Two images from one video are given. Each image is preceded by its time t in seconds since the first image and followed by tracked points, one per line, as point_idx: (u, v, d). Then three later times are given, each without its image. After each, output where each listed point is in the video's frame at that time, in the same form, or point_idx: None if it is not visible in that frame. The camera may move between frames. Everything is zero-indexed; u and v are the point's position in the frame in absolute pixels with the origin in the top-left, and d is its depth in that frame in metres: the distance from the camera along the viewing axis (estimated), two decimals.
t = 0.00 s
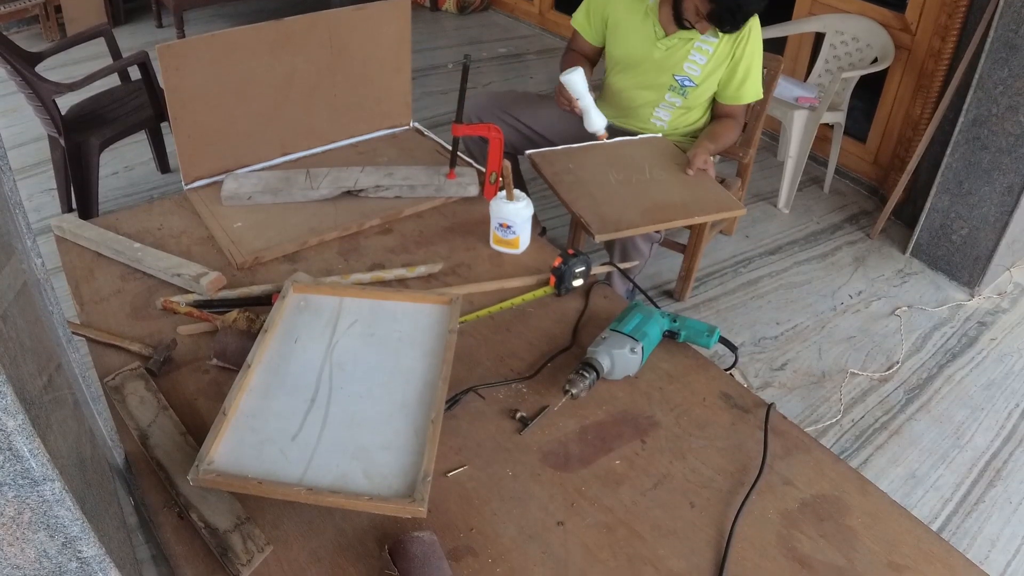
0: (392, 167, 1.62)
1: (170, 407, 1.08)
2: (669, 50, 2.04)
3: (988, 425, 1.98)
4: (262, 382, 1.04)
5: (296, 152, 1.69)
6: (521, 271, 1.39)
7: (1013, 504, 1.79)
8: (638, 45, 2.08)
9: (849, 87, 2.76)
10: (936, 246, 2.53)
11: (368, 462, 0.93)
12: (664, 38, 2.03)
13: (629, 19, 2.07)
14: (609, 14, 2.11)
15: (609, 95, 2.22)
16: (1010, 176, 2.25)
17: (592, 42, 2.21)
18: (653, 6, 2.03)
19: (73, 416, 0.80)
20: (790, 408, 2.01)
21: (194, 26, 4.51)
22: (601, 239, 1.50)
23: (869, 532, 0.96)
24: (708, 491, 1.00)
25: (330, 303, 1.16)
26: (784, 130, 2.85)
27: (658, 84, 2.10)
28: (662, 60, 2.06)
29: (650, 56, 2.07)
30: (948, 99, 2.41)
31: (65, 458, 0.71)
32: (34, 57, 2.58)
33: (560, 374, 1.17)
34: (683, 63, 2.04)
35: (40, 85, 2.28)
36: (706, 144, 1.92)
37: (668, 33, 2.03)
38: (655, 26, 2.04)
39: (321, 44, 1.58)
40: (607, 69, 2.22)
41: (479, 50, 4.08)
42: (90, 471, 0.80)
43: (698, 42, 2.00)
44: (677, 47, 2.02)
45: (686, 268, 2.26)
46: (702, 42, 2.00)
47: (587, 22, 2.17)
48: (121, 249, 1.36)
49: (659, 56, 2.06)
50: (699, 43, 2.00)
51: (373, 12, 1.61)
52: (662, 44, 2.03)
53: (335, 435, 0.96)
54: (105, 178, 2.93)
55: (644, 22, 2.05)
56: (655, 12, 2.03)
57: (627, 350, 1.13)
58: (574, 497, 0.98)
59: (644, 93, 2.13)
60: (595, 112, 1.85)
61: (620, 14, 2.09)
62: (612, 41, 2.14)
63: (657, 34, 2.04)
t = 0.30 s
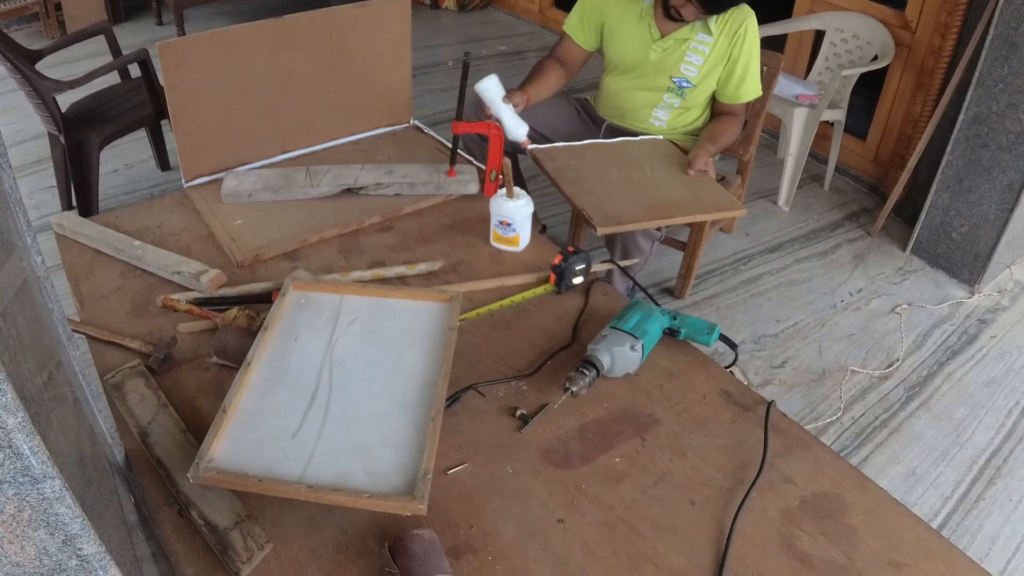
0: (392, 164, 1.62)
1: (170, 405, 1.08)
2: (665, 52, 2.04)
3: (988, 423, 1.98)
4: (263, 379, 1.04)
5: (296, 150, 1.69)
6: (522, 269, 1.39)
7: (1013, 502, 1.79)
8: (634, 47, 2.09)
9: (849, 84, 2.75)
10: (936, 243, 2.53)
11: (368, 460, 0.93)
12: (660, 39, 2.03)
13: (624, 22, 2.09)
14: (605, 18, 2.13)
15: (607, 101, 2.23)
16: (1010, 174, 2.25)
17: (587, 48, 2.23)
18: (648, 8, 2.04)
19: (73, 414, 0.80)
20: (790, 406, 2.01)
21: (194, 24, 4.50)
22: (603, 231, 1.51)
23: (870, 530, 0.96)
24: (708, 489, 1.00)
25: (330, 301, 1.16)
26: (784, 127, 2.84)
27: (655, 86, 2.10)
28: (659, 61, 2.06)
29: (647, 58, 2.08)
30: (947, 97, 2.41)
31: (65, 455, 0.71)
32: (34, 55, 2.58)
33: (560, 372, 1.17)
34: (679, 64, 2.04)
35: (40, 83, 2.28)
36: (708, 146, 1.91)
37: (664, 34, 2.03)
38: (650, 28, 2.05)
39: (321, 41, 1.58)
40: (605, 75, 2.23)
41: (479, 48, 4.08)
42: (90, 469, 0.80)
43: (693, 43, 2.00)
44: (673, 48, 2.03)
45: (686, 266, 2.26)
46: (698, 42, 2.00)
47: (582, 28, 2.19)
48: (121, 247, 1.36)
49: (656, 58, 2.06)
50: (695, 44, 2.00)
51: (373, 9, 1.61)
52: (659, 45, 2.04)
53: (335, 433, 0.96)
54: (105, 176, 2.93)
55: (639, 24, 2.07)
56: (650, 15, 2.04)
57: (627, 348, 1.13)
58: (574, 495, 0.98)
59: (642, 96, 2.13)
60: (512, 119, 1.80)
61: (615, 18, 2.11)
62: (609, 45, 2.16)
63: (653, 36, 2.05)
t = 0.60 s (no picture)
0: (392, 162, 1.62)
1: (170, 403, 1.08)
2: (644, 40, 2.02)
3: (988, 420, 1.98)
4: (263, 377, 1.03)
5: (296, 147, 1.69)
6: (522, 266, 1.39)
7: (1013, 499, 1.79)
8: (613, 40, 2.07)
9: (850, 82, 2.75)
10: (937, 241, 2.52)
11: (368, 457, 0.93)
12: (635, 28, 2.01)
13: (602, 18, 2.06)
14: (586, 18, 2.11)
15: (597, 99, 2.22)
16: (1010, 171, 2.24)
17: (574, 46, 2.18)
18: None
19: (73, 412, 0.80)
20: (790, 403, 2.01)
21: (194, 22, 4.49)
22: (631, 241, 1.49)
23: (870, 527, 0.96)
24: (708, 486, 1.00)
25: (330, 298, 1.16)
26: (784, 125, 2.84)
27: (640, 78, 2.09)
28: (639, 51, 2.04)
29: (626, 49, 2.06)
30: (948, 94, 2.41)
31: (65, 453, 0.71)
32: (34, 52, 2.57)
33: (560, 369, 1.17)
34: (661, 53, 2.03)
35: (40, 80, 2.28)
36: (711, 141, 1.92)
37: (637, 22, 2.02)
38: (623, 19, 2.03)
39: (320, 39, 1.58)
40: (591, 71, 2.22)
41: (479, 46, 4.07)
42: (90, 467, 0.80)
43: (671, 29, 1.99)
44: (651, 38, 2.01)
45: (686, 264, 2.26)
46: (675, 28, 1.99)
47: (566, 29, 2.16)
48: (121, 244, 1.36)
49: (635, 47, 2.04)
50: (672, 30, 1.99)
51: (372, 6, 1.60)
52: (635, 34, 2.01)
53: (335, 430, 0.96)
54: (105, 174, 2.92)
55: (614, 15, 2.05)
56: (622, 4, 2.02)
57: (627, 345, 1.13)
58: (574, 492, 0.98)
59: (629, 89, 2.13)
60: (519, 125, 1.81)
61: (593, 15, 2.09)
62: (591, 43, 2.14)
63: (628, 26, 2.03)
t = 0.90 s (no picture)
0: (392, 159, 1.61)
1: (170, 400, 1.08)
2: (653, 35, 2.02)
3: (988, 418, 1.98)
4: (263, 375, 1.03)
5: (296, 145, 1.69)
6: (522, 264, 1.39)
7: (1013, 497, 1.79)
8: (623, 32, 2.07)
9: (850, 80, 2.75)
10: (937, 239, 2.52)
11: (368, 455, 0.93)
12: (645, 22, 2.02)
13: (614, 9, 2.08)
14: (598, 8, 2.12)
15: (604, 89, 2.22)
16: (1010, 169, 2.24)
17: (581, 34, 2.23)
18: None
19: (73, 409, 0.80)
20: (790, 401, 2.01)
21: (194, 20, 4.49)
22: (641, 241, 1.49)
23: (870, 525, 0.96)
24: (708, 484, 1.00)
25: (330, 296, 1.16)
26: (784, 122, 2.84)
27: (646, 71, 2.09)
28: (647, 45, 2.04)
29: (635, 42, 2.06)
30: (948, 91, 2.40)
31: (65, 451, 0.71)
32: (34, 50, 2.57)
33: (561, 367, 1.17)
34: (667, 48, 2.02)
35: (41, 78, 2.28)
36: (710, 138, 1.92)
37: (648, 17, 2.02)
38: (636, 12, 2.04)
39: (321, 36, 1.57)
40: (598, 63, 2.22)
41: (479, 43, 4.07)
42: (90, 465, 0.80)
43: (679, 26, 1.99)
44: (660, 32, 2.01)
45: (686, 262, 2.26)
46: (683, 26, 1.98)
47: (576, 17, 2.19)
48: (121, 242, 1.36)
49: (643, 41, 2.04)
50: (680, 27, 1.99)
51: (372, 4, 1.60)
52: (644, 28, 2.02)
53: (335, 428, 0.96)
54: (105, 171, 2.92)
55: (626, 7, 2.06)
56: None
57: (627, 343, 1.13)
58: (574, 490, 0.98)
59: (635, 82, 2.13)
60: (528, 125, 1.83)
61: (606, 7, 2.10)
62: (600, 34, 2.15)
63: (639, 19, 2.04)
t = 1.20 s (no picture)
0: (392, 157, 1.61)
1: (170, 398, 1.08)
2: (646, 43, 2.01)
3: (988, 415, 1.98)
4: (263, 373, 1.03)
5: (296, 143, 1.68)
6: (522, 261, 1.39)
7: (1013, 494, 1.79)
8: (614, 42, 2.05)
9: (849, 78, 2.74)
10: (937, 236, 2.52)
11: (368, 453, 0.93)
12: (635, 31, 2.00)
13: (603, 19, 2.05)
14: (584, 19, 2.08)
15: (598, 99, 2.20)
16: (1011, 166, 2.24)
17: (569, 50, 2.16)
18: None
19: (73, 407, 0.79)
20: (790, 399, 2.01)
21: (194, 17, 4.48)
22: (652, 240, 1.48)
23: (870, 523, 0.96)
24: (708, 482, 1.00)
25: (330, 294, 1.16)
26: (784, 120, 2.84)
27: (641, 78, 2.08)
28: (640, 52, 2.03)
29: (627, 50, 2.04)
30: (948, 89, 2.40)
31: (65, 448, 0.71)
32: (33, 47, 2.57)
33: (561, 365, 1.17)
34: (661, 53, 2.02)
35: (41, 76, 2.27)
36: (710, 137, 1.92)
37: (638, 24, 2.00)
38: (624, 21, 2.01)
39: (321, 34, 1.57)
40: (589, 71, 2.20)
41: (479, 41, 4.06)
42: (90, 462, 0.80)
43: (671, 30, 1.98)
44: (652, 39, 2.00)
45: (686, 259, 2.26)
46: (675, 29, 1.98)
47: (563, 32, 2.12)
48: (121, 239, 1.36)
49: (636, 49, 2.03)
50: (672, 30, 1.98)
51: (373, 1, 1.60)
52: (635, 37, 2.00)
53: (335, 425, 0.96)
54: (105, 169, 2.92)
55: (613, 17, 2.03)
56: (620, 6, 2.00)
57: (627, 340, 1.13)
58: (574, 487, 0.98)
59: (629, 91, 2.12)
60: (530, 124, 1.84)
61: (592, 17, 2.06)
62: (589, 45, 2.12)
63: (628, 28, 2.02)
